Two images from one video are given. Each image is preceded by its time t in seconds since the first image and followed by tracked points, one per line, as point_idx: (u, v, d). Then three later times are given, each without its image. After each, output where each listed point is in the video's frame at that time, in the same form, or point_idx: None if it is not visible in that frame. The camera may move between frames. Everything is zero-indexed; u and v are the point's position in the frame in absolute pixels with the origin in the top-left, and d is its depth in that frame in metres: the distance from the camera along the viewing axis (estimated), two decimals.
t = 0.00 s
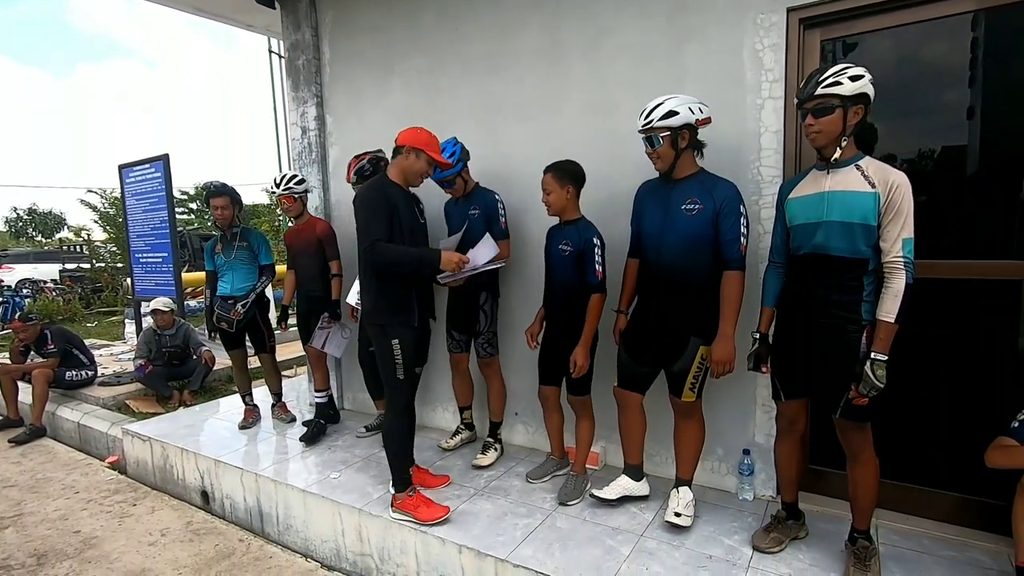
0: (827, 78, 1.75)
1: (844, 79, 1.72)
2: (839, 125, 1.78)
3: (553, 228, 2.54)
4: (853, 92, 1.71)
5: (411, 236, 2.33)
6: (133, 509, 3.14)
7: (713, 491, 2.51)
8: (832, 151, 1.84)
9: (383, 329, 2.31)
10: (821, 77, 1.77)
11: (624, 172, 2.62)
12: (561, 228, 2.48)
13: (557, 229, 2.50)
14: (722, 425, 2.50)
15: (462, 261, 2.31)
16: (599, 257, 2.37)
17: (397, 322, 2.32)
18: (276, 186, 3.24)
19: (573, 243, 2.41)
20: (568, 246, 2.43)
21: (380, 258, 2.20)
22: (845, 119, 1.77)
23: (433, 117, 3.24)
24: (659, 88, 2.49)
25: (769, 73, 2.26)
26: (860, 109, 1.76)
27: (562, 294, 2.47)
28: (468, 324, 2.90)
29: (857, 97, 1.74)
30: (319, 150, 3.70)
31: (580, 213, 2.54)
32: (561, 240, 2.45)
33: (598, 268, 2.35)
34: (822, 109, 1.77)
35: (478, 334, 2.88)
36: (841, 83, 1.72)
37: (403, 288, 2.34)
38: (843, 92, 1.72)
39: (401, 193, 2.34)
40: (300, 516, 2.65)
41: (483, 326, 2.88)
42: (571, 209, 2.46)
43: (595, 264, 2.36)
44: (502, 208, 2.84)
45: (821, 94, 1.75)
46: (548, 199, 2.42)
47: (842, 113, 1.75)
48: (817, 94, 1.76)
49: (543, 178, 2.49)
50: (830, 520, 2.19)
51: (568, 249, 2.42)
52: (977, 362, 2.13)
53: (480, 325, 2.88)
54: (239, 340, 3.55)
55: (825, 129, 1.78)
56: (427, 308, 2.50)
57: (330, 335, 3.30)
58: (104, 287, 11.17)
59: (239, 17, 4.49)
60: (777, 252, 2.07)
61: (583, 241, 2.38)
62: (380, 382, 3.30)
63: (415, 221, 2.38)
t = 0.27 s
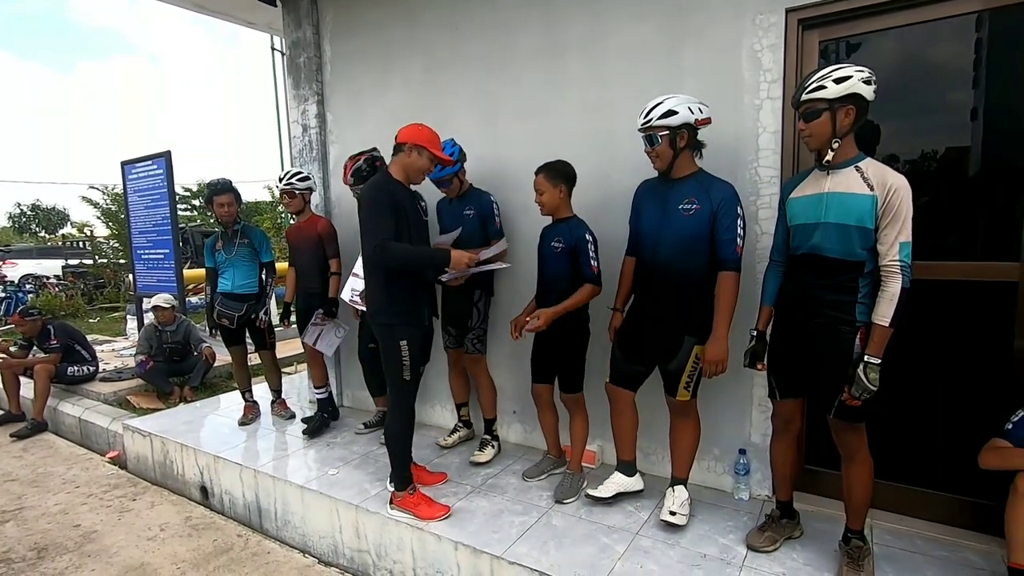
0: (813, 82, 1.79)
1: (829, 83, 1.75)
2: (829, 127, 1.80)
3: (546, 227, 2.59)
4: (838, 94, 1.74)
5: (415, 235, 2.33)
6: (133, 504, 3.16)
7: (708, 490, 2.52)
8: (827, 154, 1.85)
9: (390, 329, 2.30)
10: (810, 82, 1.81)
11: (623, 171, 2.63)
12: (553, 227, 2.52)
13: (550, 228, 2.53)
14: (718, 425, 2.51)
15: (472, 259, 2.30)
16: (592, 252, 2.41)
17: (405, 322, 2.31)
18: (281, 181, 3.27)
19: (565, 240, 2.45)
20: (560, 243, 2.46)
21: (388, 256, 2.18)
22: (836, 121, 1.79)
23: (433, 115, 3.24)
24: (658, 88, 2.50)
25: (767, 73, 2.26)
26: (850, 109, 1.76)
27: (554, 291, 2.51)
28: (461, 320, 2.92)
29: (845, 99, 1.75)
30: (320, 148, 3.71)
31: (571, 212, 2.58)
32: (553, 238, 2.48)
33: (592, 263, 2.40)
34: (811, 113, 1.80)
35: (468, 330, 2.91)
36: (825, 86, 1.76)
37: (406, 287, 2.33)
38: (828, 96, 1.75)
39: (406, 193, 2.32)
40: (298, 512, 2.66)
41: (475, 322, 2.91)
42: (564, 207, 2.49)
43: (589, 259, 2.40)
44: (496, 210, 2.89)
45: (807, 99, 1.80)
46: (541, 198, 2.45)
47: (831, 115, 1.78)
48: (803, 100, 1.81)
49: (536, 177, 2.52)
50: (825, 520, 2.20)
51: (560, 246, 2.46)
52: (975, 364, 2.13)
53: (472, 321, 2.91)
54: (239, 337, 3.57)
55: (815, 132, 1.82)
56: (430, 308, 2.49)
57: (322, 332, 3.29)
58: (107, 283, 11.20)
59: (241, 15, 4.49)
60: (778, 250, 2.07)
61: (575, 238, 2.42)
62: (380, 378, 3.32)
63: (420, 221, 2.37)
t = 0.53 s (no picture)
0: (810, 86, 1.82)
1: (824, 87, 1.77)
2: (826, 130, 1.81)
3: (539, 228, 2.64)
4: (833, 97, 1.76)
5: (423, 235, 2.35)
6: (136, 502, 3.19)
7: (706, 488, 2.55)
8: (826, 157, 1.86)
9: (399, 330, 2.32)
10: (807, 85, 1.83)
11: (622, 173, 2.65)
12: (546, 227, 2.57)
13: (543, 228, 2.59)
14: (716, 424, 2.53)
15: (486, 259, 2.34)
16: (581, 246, 2.47)
17: (413, 324, 2.33)
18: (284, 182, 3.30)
19: (557, 238, 2.50)
20: (553, 241, 2.51)
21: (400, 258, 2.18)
22: (832, 124, 1.81)
23: (434, 117, 3.26)
24: (657, 90, 2.52)
25: (765, 76, 2.28)
26: (847, 112, 1.78)
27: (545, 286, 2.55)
28: (461, 321, 2.95)
29: (840, 102, 1.77)
30: (322, 148, 3.73)
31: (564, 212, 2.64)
32: (546, 237, 2.54)
33: (578, 257, 2.46)
34: (808, 116, 1.82)
35: (470, 330, 2.95)
36: (821, 90, 1.78)
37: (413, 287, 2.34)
38: (823, 99, 1.77)
39: (412, 195, 2.33)
40: (299, 510, 2.69)
41: (475, 322, 2.95)
42: (557, 207, 2.54)
43: (577, 254, 2.46)
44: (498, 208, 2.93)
45: (803, 103, 1.82)
46: (537, 201, 2.47)
47: (827, 119, 1.80)
48: (800, 103, 1.83)
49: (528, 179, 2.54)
50: (821, 519, 2.22)
51: (554, 244, 2.51)
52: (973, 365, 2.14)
53: (472, 321, 2.95)
54: (242, 336, 3.60)
55: (813, 135, 1.83)
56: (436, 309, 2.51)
57: (327, 334, 3.31)
58: (109, 282, 11.24)
59: (243, 16, 4.52)
60: (780, 251, 2.09)
61: (566, 235, 2.48)
62: (380, 378, 3.35)
63: (426, 222, 2.39)
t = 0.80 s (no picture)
0: (811, 89, 1.85)
1: (825, 90, 1.81)
2: (828, 133, 1.85)
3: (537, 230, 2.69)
4: (834, 101, 1.80)
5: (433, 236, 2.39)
6: (144, 502, 3.23)
7: (708, 485, 2.58)
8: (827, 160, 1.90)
9: (412, 330, 2.36)
10: (809, 89, 1.87)
11: (623, 175, 2.69)
12: (545, 229, 2.61)
13: (541, 230, 2.63)
14: (717, 422, 2.57)
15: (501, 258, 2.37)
16: (581, 243, 2.52)
17: (425, 325, 2.38)
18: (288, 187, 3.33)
19: (557, 239, 2.54)
20: (553, 242, 2.55)
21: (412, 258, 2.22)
22: (833, 127, 1.84)
23: (437, 120, 3.30)
24: (657, 94, 2.56)
25: (764, 79, 2.32)
26: (847, 115, 1.83)
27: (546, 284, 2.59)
28: (464, 321, 2.99)
29: (841, 106, 1.81)
30: (326, 151, 3.77)
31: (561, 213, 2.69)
32: (546, 239, 2.58)
33: (579, 252, 2.50)
34: (810, 120, 1.86)
35: (474, 330, 3.00)
36: (821, 94, 1.82)
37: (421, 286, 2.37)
38: (824, 103, 1.81)
39: (423, 197, 2.36)
40: (307, 508, 2.73)
41: (479, 321, 2.99)
42: (555, 209, 2.58)
43: (578, 250, 2.50)
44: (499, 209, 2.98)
45: (805, 107, 1.86)
46: (536, 203, 2.51)
47: (828, 122, 1.84)
48: (802, 106, 1.87)
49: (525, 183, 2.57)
50: (822, 514, 2.25)
51: (554, 245, 2.55)
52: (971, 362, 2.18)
53: (476, 321, 2.99)
54: (248, 337, 3.64)
55: (815, 138, 1.87)
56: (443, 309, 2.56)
57: (332, 335, 3.35)
58: (111, 284, 11.28)
59: (246, 20, 4.56)
60: (782, 251, 2.13)
61: (566, 234, 2.52)
62: (381, 379, 3.38)
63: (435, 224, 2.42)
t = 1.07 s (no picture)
0: (817, 87, 1.90)
1: (831, 88, 1.85)
2: (833, 130, 1.90)
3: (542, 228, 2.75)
4: (840, 99, 1.84)
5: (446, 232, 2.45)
6: (159, 493, 3.30)
7: (712, 476, 2.63)
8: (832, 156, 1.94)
9: (426, 324, 2.42)
10: (814, 87, 1.92)
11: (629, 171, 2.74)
12: (551, 226, 2.66)
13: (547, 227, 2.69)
14: (722, 414, 2.62)
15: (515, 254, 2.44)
16: (587, 236, 2.58)
17: (438, 319, 2.45)
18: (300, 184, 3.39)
19: (564, 235, 2.59)
20: (560, 238, 2.61)
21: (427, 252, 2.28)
22: (838, 124, 1.89)
23: (445, 118, 3.36)
24: (663, 92, 2.60)
25: (768, 78, 2.36)
26: (852, 113, 1.87)
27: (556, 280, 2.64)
28: (466, 316, 3.06)
29: (846, 103, 1.85)
30: (335, 149, 3.83)
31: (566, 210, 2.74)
32: (553, 235, 2.63)
33: (587, 244, 2.56)
34: (816, 117, 1.91)
35: (475, 324, 3.06)
36: (827, 92, 1.86)
37: (432, 280, 2.43)
38: (830, 100, 1.85)
39: (436, 194, 2.41)
40: (319, 498, 2.79)
41: (480, 317, 3.06)
42: (560, 207, 2.64)
43: (585, 241, 2.56)
44: (500, 208, 3.04)
45: (811, 104, 1.91)
46: (542, 203, 2.57)
47: (833, 119, 1.88)
48: (808, 104, 1.91)
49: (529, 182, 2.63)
50: (825, 504, 2.30)
51: (561, 241, 2.60)
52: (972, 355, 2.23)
53: (477, 316, 3.06)
54: (259, 332, 3.70)
55: (820, 135, 1.92)
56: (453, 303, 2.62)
57: (343, 330, 3.46)
58: (119, 281, 11.38)
59: (255, 20, 4.61)
60: (785, 246, 2.18)
61: (572, 229, 2.58)
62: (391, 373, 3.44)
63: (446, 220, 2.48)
